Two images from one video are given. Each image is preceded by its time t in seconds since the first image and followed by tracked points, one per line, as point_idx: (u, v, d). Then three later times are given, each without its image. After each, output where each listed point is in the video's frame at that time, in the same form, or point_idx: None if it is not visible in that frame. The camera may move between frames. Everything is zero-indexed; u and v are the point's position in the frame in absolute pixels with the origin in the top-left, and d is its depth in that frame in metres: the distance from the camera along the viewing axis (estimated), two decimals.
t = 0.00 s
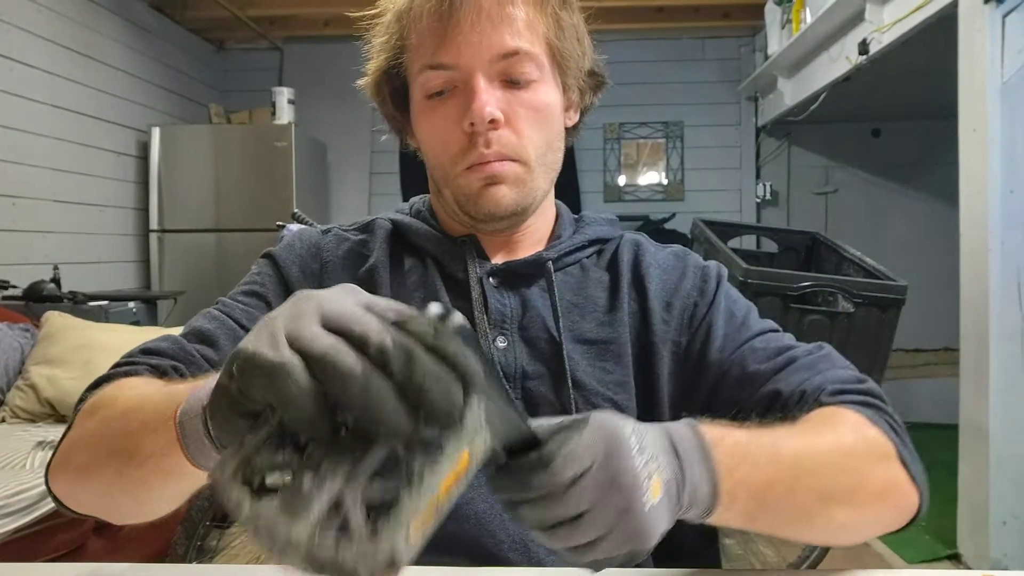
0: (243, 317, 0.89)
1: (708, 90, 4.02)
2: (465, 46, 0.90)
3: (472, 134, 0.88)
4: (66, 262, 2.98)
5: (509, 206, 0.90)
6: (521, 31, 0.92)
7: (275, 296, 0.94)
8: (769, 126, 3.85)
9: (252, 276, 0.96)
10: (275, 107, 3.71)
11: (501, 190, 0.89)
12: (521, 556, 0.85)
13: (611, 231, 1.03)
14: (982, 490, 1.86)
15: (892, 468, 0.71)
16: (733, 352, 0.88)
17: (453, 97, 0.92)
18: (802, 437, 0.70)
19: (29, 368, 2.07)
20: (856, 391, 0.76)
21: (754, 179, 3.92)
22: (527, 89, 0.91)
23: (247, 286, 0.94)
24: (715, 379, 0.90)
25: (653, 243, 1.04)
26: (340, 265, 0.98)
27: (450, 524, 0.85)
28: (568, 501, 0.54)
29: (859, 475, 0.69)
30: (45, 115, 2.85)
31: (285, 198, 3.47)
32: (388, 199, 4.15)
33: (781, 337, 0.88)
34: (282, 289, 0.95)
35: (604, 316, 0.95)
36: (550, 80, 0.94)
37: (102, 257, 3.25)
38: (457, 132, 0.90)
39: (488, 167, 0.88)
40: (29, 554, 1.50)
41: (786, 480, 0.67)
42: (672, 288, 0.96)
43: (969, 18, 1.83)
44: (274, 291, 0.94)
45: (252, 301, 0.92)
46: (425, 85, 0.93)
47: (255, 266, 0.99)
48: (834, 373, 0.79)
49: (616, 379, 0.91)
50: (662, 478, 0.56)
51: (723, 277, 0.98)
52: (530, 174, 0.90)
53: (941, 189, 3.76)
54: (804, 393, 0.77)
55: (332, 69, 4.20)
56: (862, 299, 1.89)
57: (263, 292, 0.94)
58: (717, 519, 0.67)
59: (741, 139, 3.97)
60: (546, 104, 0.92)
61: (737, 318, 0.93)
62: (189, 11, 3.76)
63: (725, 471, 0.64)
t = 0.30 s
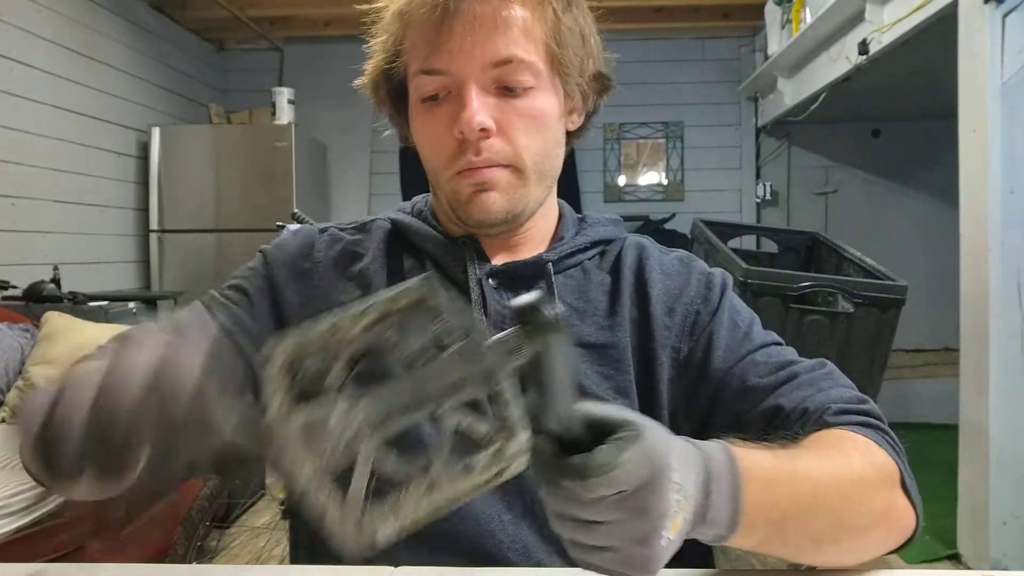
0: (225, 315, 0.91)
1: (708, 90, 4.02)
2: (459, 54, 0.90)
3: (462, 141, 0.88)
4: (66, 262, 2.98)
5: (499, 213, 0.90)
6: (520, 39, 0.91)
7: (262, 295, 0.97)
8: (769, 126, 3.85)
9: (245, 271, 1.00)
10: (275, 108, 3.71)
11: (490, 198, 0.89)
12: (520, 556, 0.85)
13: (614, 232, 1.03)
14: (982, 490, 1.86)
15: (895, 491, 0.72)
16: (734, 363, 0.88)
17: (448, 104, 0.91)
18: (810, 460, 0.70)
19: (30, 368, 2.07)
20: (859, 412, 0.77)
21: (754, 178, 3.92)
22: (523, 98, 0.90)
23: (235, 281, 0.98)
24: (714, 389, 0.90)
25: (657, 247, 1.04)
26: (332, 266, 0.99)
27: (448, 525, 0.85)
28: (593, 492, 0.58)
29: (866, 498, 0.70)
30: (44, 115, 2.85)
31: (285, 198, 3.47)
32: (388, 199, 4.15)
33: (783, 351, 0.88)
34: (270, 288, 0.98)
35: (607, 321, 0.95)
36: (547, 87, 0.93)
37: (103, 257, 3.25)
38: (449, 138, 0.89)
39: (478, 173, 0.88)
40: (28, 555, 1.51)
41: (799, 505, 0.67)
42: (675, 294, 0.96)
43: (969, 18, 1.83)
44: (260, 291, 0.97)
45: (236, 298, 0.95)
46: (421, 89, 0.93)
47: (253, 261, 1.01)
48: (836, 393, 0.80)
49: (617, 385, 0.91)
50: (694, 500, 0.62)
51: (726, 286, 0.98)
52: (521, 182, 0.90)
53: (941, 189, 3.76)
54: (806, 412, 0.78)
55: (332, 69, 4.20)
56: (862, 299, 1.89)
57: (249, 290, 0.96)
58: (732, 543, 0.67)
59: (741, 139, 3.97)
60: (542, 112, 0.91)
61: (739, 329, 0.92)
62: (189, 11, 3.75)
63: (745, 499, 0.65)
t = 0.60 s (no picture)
0: (211, 322, 0.91)
1: (708, 90, 4.02)
2: (466, 46, 0.88)
3: (468, 136, 0.86)
4: (66, 262, 2.98)
5: (502, 211, 0.89)
6: (528, 33, 0.91)
7: (250, 299, 0.95)
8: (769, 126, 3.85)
9: (237, 273, 0.98)
10: (275, 108, 3.71)
11: (495, 194, 0.87)
12: (518, 561, 0.85)
13: (619, 230, 1.04)
14: (982, 490, 1.86)
15: (913, 493, 0.74)
16: (751, 364, 0.88)
17: (451, 97, 0.90)
18: (834, 463, 0.71)
19: (30, 368, 2.07)
20: (877, 411, 0.78)
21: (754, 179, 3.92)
22: (529, 92, 0.90)
23: (225, 283, 0.96)
24: (729, 391, 0.90)
25: (665, 246, 1.04)
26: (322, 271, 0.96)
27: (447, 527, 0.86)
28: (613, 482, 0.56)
29: (887, 500, 0.71)
30: (44, 116, 2.84)
31: (285, 198, 3.47)
32: (388, 199, 4.15)
33: (798, 351, 0.88)
34: (259, 292, 0.96)
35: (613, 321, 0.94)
36: (553, 83, 0.93)
37: (103, 257, 3.25)
38: (454, 134, 0.88)
39: (483, 170, 0.87)
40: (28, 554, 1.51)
41: (821, 508, 0.69)
42: (687, 295, 0.96)
43: (969, 18, 1.83)
44: (248, 296, 0.95)
45: (224, 301, 0.94)
46: (425, 81, 0.92)
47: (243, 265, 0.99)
48: (855, 392, 0.81)
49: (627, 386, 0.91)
50: (704, 509, 0.61)
51: (737, 286, 0.98)
52: (525, 178, 0.89)
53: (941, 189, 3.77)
54: (827, 411, 0.79)
55: (332, 69, 4.20)
56: (861, 299, 1.89)
57: (238, 293, 0.95)
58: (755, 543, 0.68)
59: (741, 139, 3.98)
60: (547, 108, 0.91)
61: (752, 329, 0.92)
62: (189, 11, 3.75)
63: (767, 503, 0.66)
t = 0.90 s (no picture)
0: (212, 328, 0.90)
1: (708, 90, 4.02)
2: (472, 38, 0.89)
3: (476, 127, 0.86)
4: (66, 262, 2.98)
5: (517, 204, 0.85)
6: (530, 24, 0.91)
7: (249, 303, 0.94)
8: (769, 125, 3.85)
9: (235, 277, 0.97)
10: (275, 107, 3.71)
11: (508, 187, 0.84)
12: (520, 560, 0.84)
13: (620, 229, 1.03)
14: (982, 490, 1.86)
15: (881, 518, 0.69)
16: (740, 374, 0.87)
17: (457, 90, 0.90)
18: (801, 475, 0.68)
19: (30, 368, 2.07)
20: (859, 433, 0.75)
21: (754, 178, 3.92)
22: (534, 83, 0.90)
23: (223, 288, 0.95)
24: (718, 398, 0.90)
25: (666, 248, 1.03)
26: (323, 273, 0.96)
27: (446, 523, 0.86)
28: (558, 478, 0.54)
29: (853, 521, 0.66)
30: (45, 115, 2.85)
31: (285, 198, 3.47)
32: (389, 199, 4.16)
33: (790, 364, 0.87)
34: (258, 295, 0.94)
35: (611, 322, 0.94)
36: (557, 74, 0.93)
37: (103, 256, 3.25)
38: (461, 126, 0.88)
39: (493, 161, 0.85)
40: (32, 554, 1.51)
41: (779, 520, 0.63)
42: (684, 299, 0.96)
43: (969, 18, 1.82)
44: (248, 300, 0.94)
45: (224, 307, 0.93)
46: (430, 77, 0.92)
47: (247, 266, 0.98)
48: (839, 412, 0.79)
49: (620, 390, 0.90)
50: (656, 513, 0.57)
51: (736, 293, 0.98)
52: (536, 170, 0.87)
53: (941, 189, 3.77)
54: (807, 428, 0.77)
55: (332, 69, 4.20)
56: (861, 299, 1.89)
57: (238, 298, 0.93)
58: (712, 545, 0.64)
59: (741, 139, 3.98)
60: (552, 98, 0.91)
61: (746, 339, 0.91)
62: (190, 12, 3.75)
63: (727, 513, 0.62)
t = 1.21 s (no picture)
0: (229, 341, 0.89)
1: (708, 90, 4.02)
2: (473, 43, 0.88)
3: (480, 132, 0.86)
4: (66, 262, 2.98)
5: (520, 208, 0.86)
6: (530, 28, 0.91)
7: (263, 312, 0.93)
8: (769, 126, 3.85)
9: (242, 286, 0.95)
10: (275, 108, 3.71)
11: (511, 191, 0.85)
12: (521, 559, 0.83)
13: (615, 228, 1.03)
14: (981, 491, 1.86)
15: (846, 513, 0.74)
16: (725, 373, 0.88)
17: (460, 95, 0.90)
18: (771, 464, 0.73)
19: (29, 368, 2.07)
20: (835, 435, 0.80)
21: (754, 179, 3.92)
22: (535, 86, 0.90)
23: (232, 299, 0.93)
24: (701, 396, 0.91)
25: (660, 245, 1.03)
26: (332, 277, 0.96)
27: (447, 523, 0.85)
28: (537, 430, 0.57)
29: (813, 512, 0.72)
30: (44, 116, 2.84)
31: (284, 199, 3.47)
32: (388, 199, 4.15)
33: (775, 365, 0.89)
34: (270, 302, 0.94)
35: (615, 318, 0.94)
36: (557, 76, 0.93)
37: (103, 257, 3.25)
38: (466, 130, 0.88)
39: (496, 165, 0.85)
40: (30, 554, 1.50)
41: (737, 499, 0.71)
42: (677, 297, 0.95)
43: (969, 18, 1.82)
44: (262, 309, 0.93)
45: (238, 320, 0.91)
46: (432, 83, 0.92)
47: (250, 271, 0.97)
48: (817, 413, 0.82)
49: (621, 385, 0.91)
50: (613, 460, 0.64)
51: (726, 293, 0.98)
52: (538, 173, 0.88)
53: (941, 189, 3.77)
54: (785, 427, 0.81)
55: (332, 70, 4.20)
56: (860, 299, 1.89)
57: (251, 309, 0.92)
58: (662, 507, 0.71)
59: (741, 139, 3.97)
60: (553, 101, 0.91)
61: (733, 339, 0.92)
62: (190, 12, 3.75)
63: (681, 474, 0.69)
